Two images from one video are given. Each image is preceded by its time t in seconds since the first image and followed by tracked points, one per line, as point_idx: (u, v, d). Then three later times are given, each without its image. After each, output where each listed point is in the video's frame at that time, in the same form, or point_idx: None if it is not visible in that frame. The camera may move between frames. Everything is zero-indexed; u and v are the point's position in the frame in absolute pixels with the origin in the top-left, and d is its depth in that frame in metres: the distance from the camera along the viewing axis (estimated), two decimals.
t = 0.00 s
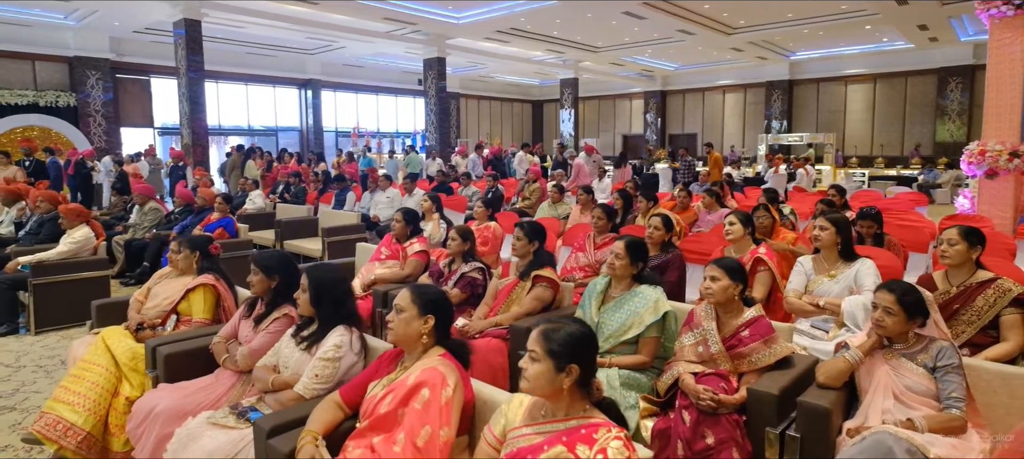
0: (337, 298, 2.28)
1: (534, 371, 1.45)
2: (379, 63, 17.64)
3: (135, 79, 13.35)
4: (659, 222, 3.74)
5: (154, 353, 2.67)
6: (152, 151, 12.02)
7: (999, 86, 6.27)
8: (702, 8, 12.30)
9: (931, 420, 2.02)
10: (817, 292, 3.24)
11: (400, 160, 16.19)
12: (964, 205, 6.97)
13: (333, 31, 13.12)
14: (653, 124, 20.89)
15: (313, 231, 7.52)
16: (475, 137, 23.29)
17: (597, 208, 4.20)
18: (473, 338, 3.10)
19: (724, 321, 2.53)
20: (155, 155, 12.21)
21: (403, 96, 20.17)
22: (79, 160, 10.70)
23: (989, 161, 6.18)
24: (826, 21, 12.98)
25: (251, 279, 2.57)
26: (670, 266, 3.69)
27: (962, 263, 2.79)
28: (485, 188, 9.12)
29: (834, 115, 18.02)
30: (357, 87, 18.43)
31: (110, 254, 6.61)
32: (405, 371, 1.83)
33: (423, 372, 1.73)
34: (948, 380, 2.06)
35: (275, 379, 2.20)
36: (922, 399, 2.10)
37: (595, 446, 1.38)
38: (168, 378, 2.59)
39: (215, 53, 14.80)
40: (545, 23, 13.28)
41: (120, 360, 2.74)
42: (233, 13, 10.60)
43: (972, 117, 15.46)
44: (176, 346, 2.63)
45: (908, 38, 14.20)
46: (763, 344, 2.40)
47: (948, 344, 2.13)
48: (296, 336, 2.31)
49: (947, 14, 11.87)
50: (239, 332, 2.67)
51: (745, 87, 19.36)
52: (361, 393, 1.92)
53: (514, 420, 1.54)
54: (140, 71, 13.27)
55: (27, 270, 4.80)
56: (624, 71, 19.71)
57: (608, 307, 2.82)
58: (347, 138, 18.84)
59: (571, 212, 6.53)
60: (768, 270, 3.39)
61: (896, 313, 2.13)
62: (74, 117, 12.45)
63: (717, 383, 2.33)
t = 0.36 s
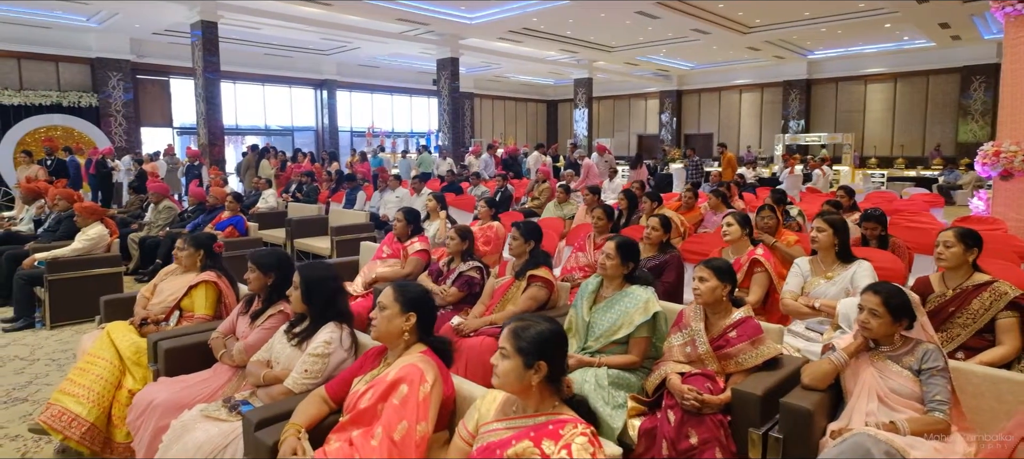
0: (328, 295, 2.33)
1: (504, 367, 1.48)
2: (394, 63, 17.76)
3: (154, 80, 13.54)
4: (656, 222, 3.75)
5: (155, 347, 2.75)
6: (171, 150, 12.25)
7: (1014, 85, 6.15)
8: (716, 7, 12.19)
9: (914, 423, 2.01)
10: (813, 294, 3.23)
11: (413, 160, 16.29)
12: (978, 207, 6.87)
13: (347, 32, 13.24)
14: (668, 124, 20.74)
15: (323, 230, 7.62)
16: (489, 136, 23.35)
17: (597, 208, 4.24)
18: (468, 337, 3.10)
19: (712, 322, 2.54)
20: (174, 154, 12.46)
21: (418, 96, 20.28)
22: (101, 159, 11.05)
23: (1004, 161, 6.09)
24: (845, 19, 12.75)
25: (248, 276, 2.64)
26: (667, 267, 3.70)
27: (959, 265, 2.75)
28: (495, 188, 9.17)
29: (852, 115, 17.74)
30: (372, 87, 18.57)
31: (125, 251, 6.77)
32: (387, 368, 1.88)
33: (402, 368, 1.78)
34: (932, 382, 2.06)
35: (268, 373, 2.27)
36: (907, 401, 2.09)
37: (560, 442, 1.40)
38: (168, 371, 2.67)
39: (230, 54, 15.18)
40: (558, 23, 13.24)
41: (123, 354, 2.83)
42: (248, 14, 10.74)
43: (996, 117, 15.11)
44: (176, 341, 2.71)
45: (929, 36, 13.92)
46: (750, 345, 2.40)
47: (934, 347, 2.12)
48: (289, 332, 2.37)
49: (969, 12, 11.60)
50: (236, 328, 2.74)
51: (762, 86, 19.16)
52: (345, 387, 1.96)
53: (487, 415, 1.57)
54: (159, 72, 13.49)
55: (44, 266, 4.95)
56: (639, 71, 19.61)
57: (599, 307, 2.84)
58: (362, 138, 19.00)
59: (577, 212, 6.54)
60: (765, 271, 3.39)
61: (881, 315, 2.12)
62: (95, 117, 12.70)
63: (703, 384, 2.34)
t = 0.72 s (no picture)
0: (322, 293, 2.38)
1: (479, 364, 1.51)
2: (410, 63, 17.87)
3: (176, 81, 13.73)
4: (657, 222, 3.75)
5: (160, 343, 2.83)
6: (191, 150, 12.49)
7: None
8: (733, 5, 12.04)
9: (902, 426, 2.00)
10: (812, 295, 3.20)
11: (428, 159, 16.40)
12: (997, 207, 6.72)
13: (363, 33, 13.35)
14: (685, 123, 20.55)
15: (335, 229, 7.73)
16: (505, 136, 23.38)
17: (600, 208, 4.25)
18: (464, 335, 3.15)
19: (704, 322, 2.54)
20: (195, 154, 12.73)
21: (434, 96, 20.39)
22: (123, 159, 11.39)
23: None
24: (866, 16, 12.50)
25: (248, 273, 2.70)
26: (667, 267, 3.70)
27: (959, 268, 2.72)
28: (506, 187, 9.19)
29: (875, 113, 17.42)
30: (389, 87, 18.69)
31: (143, 249, 6.94)
32: (374, 364, 1.92)
33: (387, 364, 1.82)
34: (921, 385, 2.04)
35: (263, 368, 2.33)
36: (896, 404, 2.08)
37: (530, 438, 1.43)
38: (172, 366, 2.76)
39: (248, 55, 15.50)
40: (573, 22, 13.20)
41: (130, 349, 2.91)
42: (266, 16, 10.88)
43: None
44: (181, 336, 2.80)
45: (954, 33, 13.60)
46: (741, 345, 2.40)
47: (924, 349, 2.10)
48: (285, 329, 2.43)
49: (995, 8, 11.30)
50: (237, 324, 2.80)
51: (782, 84, 18.91)
52: (334, 383, 2.01)
53: (463, 410, 1.60)
54: (180, 73, 13.71)
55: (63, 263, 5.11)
56: (656, 70, 19.46)
57: (594, 307, 2.85)
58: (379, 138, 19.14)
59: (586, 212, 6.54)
60: (766, 272, 3.37)
61: (871, 316, 2.10)
62: (119, 118, 12.98)
63: (692, 384, 2.35)
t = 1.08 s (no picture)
0: (319, 290, 2.42)
1: (457, 361, 1.54)
2: (427, 63, 17.96)
3: (197, 82, 14.00)
4: (660, 222, 3.73)
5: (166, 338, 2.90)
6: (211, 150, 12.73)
7: None
8: (752, 3, 11.88)
9: (895, 429, 1.98)
10: (816, 296, 3.16)
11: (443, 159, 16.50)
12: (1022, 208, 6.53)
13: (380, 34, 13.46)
14: (704, 122, 20.33)
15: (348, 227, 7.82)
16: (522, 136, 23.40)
17: (605, 208, 4.25)
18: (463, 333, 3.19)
19: (699, 323, 2.53)
20: (216, 154, 13.00)
21: (451, 96, 20.48)
22: (146, 159, 11.69)
23: None
24: (889, 13, 12.22)
25: (250, 271, 2.76)
26: (670, 267, 3.69)
27: (963, 269, 2.66)
28: (519, 187, 9.20)
29: (899, 112, 17.05)
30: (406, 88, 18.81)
31: (161, 247, 7.11)
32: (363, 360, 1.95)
33: (375, 360, 1.85)
34: (915, 388, 2.01)
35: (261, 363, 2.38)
36: (890, 406, 2.05)
37: (506, 434, 1.45)
38: (178, 360, 2.83)
39: (268, 57, 15.75)
40: (589, 22, 13.14)
41: (139, 344, 2.99)
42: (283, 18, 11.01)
43: None
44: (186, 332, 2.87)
45: (982, 29, 13.24)
46: (735, 346, 2.39)
47: (919, 351, 2.07)
48: (283, 325, 2.47)
49: None
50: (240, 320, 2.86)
51: (803, 83, 18.60)
52: (325, 378, 2.04)
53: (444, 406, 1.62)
54: (202, 75, 13.98)
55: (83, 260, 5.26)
56: (674, 69, 19.30)
57: (591, 307, 2.86)
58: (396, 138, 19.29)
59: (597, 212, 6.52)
60: (769, 273, 3.34)
61: (865, 318, 2.08)
62: (142, 119, 13.27)
63: (685, 384, 2.33)
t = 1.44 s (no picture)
0: (315, 288, 2.45)
1: (435, 358, 1.55)
2: (444, 63, 18.03)
3: (219, 83, 14.25)
4: (663, 223, 3.71)
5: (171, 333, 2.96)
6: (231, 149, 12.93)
7: None
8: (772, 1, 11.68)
9: (889, 434, 1.94)
10: (820, 299, 3.11)
11: (459, 158, 16.54)
12: None
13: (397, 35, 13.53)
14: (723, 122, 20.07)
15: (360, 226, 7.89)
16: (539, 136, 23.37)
17: (611, 207, 4.22)
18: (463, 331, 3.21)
19: (695, 324, 2.51)
20: (235, 154, 13.21)
21: (468, 96, 20.53)
22: (168, 159, 11.89)
23: None
24: (914, 9, 11.93)
25: (251, 268, 2.80)
26: (673, 268, 3.66)
27: (970, 272, 2.59)
28: (531, 187, 9.19)
29: (926, 111, 16.64)
30: (424, 88, 18.91)
31: (178, 244, 7.25)
32: (352, 357, 1.96)
33: (361, 357, 1.86)
34: (911, 393, 1.97)
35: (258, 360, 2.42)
36: (885, 412, 2.01)
37: (480, 433, 1.46)
38: (181, 356, 2.88)
39: (287, 58, 15.94)
40: (606, 21, 13.06)
41: (145, 339, 3.05)
42: (301, 19, 11.13)
43: None
44: (189, 327, 2.92)
45: (1013, 26, 12.85)
46: (730, 348, 2.36)
47: (916, 355, 2.03)
48: (280, 322, 2.50)
49: None
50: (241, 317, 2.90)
51: (826, 82, 18.26)
52: (316, 375, 2.06)
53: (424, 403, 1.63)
54: (223, 76, 14.22)
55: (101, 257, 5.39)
56: (694, 68, 19.07)
57: (588, 307, 2.85)
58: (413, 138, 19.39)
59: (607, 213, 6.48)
60: (773, 275, 3.29)
61: (861, 321, 2.03)
62: (165, 119, 13.55)
63: (678, 386, 2.31)
